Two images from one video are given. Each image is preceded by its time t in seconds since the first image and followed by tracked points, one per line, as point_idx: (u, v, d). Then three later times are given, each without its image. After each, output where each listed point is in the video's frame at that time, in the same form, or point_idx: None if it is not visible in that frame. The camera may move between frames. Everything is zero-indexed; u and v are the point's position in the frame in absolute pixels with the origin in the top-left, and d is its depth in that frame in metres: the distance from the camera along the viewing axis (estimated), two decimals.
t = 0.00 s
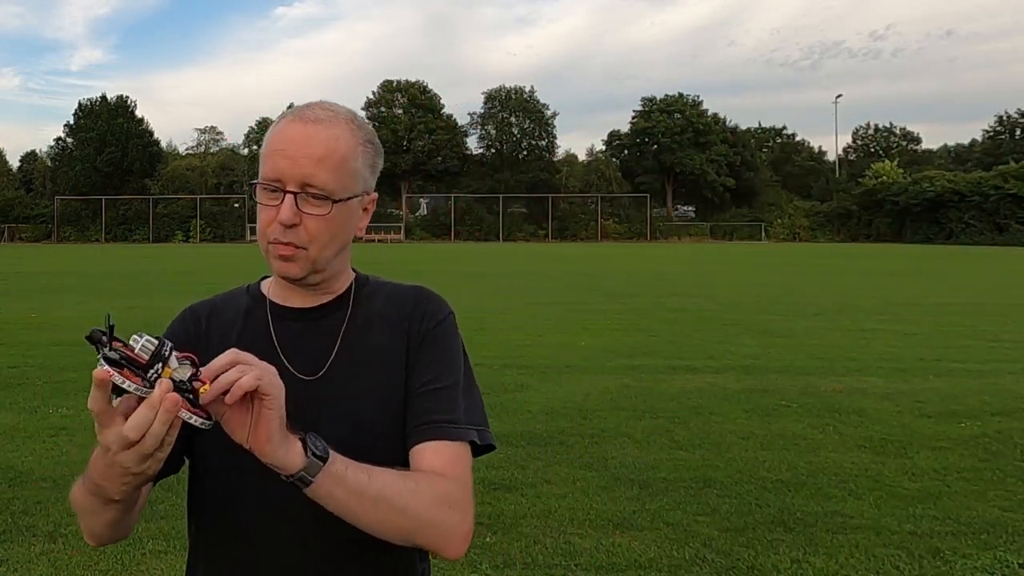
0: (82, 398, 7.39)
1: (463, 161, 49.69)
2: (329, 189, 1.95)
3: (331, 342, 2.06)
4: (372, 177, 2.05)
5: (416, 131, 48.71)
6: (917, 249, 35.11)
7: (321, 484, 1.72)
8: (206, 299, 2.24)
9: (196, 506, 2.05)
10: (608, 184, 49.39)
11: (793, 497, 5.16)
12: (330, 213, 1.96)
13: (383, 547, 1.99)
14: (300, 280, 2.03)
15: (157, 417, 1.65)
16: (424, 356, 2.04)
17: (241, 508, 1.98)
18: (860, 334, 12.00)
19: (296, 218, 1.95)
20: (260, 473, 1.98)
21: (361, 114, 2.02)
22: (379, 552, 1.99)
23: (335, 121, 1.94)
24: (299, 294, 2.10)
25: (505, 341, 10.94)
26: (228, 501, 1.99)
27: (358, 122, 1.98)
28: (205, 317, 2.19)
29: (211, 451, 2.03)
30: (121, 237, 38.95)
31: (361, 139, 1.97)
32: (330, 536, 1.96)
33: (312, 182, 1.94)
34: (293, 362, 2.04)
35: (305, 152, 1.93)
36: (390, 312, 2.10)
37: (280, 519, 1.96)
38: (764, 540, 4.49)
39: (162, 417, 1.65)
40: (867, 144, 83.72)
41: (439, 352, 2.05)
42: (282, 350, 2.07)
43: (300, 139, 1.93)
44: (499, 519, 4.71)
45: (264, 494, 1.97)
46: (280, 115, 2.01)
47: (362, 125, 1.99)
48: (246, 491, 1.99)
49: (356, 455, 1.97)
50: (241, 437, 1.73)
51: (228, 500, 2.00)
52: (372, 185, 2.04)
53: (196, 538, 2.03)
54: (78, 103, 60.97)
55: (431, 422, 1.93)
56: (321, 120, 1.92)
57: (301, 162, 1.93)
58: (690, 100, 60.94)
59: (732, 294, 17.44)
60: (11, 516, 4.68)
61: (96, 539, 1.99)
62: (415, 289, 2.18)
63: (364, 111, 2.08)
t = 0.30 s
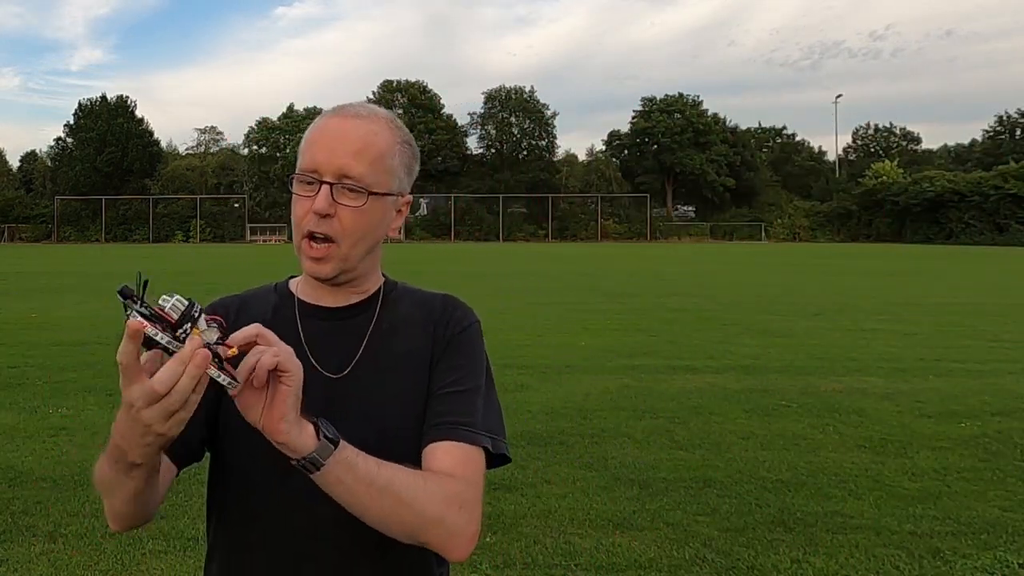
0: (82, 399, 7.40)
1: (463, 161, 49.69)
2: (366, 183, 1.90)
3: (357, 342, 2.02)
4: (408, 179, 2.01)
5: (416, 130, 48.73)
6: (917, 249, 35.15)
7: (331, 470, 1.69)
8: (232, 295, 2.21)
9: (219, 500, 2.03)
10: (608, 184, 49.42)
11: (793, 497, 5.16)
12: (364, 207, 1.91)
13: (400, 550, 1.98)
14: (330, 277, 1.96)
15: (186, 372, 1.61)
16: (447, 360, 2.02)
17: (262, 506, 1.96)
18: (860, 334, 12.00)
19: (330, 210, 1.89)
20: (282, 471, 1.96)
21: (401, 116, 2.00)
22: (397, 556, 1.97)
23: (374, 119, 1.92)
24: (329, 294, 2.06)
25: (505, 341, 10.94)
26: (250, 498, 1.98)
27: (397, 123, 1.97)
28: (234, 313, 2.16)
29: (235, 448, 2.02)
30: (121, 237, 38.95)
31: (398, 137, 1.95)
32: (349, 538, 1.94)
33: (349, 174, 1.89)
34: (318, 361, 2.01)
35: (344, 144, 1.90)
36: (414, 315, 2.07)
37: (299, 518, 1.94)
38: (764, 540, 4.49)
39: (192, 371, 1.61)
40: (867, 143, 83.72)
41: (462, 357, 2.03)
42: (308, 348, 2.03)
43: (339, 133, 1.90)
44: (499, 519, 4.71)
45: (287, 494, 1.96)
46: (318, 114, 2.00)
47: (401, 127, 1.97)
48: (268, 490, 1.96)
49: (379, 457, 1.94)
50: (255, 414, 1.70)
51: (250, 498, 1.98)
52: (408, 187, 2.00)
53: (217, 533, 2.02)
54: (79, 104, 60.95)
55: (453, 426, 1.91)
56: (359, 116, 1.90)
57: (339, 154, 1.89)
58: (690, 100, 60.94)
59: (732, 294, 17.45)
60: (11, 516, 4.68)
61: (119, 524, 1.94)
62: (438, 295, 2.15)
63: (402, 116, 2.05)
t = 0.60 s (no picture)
0: (82, 399, 7.40)
1: (463, 161, 49.70)
2: (373, 184, 1.88)
3: (367, 343, 1.99)
4: (411, 176, 1.99)
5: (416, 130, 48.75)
6: (917, 249, 35.15)
7: (374, 512, 1.64)
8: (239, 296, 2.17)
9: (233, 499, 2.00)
10: (608, 184, 49.46)
11: (793, 497, 5.16)
12: (372, 207, 1.88)
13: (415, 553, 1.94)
14: (339, 278, 1.95)
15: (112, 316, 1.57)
16: (465, 367, 2.00)
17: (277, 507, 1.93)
18: (861, 334, 12.00)
19: (337, 211, 1.87)
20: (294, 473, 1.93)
21: (402, 114, 1.99)
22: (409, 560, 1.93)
23: (377, 117, 1.90)
24: (337, 293, 2.02)
25: (505, 341, 10.94)
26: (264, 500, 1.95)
27: (398, 121, 1.94)
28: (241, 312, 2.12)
29: (247, 447, 1.98)
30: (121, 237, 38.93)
31: (400, 136, 1.93)
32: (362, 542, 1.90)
33: (355, 176, 1.88)
34: (327, 363, 1.98)
35: (348, 144, 1.88)
36: (425, 318, 2.04)
37: (309, 521, 1.91)
38: (764, 540, 4.49)
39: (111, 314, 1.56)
40: (867, 144, 83.72)
41: (478, 363, 2.01)
42: (316, 350, 2.01)
43: (342, 133, 1.88)
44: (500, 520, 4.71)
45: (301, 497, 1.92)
46: (318, 115, 1.97)
47: (403, 125, 1.95)
48: (279, 489, 1.93)
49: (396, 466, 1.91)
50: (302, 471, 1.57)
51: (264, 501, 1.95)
52: (411, 184, 1.98)
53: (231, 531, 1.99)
54: (78, 104, 60.90)
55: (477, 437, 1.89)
56: (362, 115, 1.88)
57: (343, 154, 1.88)
58: (690, 100, 60.92)
59: (732, 294, 17.45)
60: (11, 516, 4.68)
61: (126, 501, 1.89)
62: (448, 296, 2.12)
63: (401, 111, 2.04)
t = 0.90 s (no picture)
0: (83, 399, 7.40)
1: (463, 161, 49.73)
2: (361, 180, 1.81)
3: (367, 343, 1.90)
4: (396, 174, 1.93)
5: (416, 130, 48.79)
6: (917, 249, 35.16)
7: None
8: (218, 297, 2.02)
9: (232, 503, 1.87)
10: (608, 184, 49.51)
11: (793, 497, 5.16)
12: (361, 206, 1.81)
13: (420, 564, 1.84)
14: (331, 280, 1.83)
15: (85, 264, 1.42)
16: (481, 377, 1.97)
17: (282, 512, 1.81)
18: (860, 334, 12.01)
19: (325, 211, 1.78)
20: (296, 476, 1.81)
21: (384, 110, 1.94)
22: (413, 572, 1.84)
23: (360, 114, 1.85)
24: (325, 294, 1.91)
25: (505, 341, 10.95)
26: (267, 503, 1.83)
27: (381, 118, 1.90)
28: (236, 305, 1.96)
29: (245, 447, 1.85)
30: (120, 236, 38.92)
31: (385, 132, 1.88)
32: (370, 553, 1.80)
33: (341, 173, 1.81)
34: (325, 365, 1.86)
35: (332, 142, 1.82)
36: (428, 318, 1.98)
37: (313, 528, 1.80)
38: (764, 540, 4.49)
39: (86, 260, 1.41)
40: (868, 143, 83.76)
41: (490, 369, 1.98)
42: (314, 348, 1.88)
43: (326, 133, 1.83)
44: (500, 520, 4.71)
45: (304, 502, 1.80)
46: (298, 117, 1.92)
47: (386, 120, 1.91)
48: (274, 491, 1.82)
49: (404, 474, 1.82)
50: None
51: (268, 506, 1.82)
52: (397, 180, 1.92)
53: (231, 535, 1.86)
54: (79, 104, 60.97)
55: (515, 460, 1.95)
56: (344, 112, 1.83)
57: (329, 153, 1.81)
58: (690, 100, 60.93)
59: (732, 294, 17.45)
60: (11, 516, 4.69)
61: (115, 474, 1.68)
62: (443, 292, 2.07)
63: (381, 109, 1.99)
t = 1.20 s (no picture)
0: (83, 399, 7.40)
1: (463, 161, 49.74)
2: (366, 184, 1.81)
3: (369, 339, 1.92)
4: (397, 177, 1.94)
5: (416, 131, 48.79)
6: (917, 249, 35.15)
7: None
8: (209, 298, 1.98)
9: (237, 506, 1.83)
10: (608, 184, 49.50)
11: (793, 497, 5.16)
12: (365, 208, 1.80)
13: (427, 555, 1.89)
14: (330, 283, 1.83)
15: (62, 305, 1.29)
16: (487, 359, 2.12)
17: (293, 515, 1.79)
18: (860, 334, 12.01)
19: (328, 213, 1.77)
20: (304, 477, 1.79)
21: (386, 110, 1.94)
22: (422, 563, 1.88)
23: (365, 116, 1.85)
24: (322, 295, 1.91)
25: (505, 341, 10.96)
26: (275, 506, 1.79)
27: (386, 121, 1.91)
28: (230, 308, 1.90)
29: (250, 450, 1.80)
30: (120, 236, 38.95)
31: (390, 135, 1.89)
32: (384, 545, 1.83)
33: (346, 176, 1.80)
34: (329, 364, 1.87)
35: (338, 143, 1.81)
36: (425, 311, 2.06)
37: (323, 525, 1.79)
38: (763, 540, 4.49)
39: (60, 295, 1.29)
40: (868, 144, 83.71)
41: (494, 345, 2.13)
42: (317, 349, 1.88)
43: (332, 134, 1.82)
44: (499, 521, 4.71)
45: (313, 504, 1.79)
46: (302, 113, 1.90)
47: (390, 124, 1.92)
48: (279, 488, 1.80)
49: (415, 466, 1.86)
50: None
51: (276, 510, 1.79)
52: (398, 187, 1.92)
53: (237, 542, 1.82)
54: (80, 104, 60.97)
55: (538, 403, 2.18)
56: (352, 113, 1.83)
57: (334, 154, 1.80)
58: (690, 100, 60.92)
59: (732, 294, 17.45)
60: (11, 516, 4.68)
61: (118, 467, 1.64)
62: (431, 284, 2.16)
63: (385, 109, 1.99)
